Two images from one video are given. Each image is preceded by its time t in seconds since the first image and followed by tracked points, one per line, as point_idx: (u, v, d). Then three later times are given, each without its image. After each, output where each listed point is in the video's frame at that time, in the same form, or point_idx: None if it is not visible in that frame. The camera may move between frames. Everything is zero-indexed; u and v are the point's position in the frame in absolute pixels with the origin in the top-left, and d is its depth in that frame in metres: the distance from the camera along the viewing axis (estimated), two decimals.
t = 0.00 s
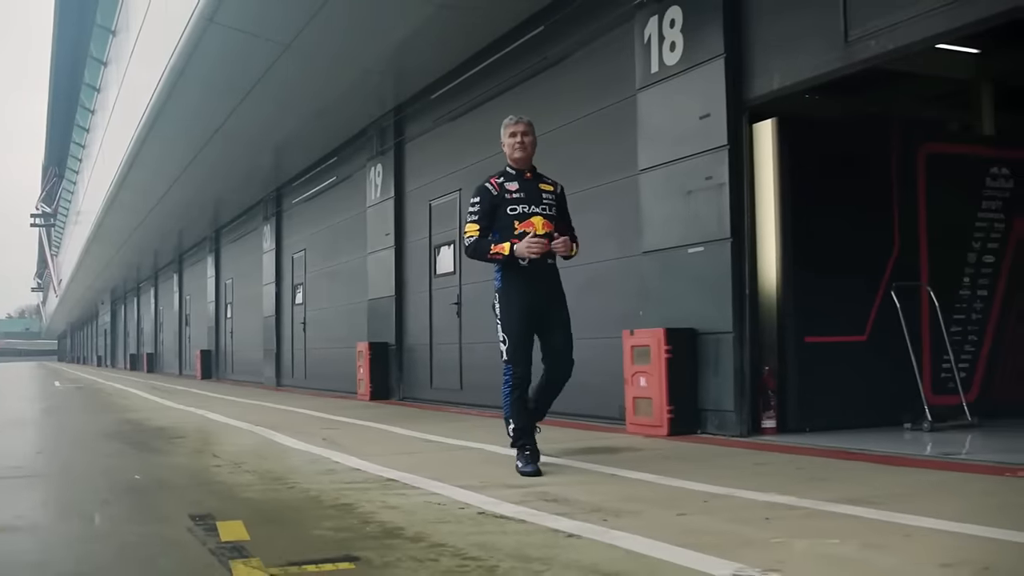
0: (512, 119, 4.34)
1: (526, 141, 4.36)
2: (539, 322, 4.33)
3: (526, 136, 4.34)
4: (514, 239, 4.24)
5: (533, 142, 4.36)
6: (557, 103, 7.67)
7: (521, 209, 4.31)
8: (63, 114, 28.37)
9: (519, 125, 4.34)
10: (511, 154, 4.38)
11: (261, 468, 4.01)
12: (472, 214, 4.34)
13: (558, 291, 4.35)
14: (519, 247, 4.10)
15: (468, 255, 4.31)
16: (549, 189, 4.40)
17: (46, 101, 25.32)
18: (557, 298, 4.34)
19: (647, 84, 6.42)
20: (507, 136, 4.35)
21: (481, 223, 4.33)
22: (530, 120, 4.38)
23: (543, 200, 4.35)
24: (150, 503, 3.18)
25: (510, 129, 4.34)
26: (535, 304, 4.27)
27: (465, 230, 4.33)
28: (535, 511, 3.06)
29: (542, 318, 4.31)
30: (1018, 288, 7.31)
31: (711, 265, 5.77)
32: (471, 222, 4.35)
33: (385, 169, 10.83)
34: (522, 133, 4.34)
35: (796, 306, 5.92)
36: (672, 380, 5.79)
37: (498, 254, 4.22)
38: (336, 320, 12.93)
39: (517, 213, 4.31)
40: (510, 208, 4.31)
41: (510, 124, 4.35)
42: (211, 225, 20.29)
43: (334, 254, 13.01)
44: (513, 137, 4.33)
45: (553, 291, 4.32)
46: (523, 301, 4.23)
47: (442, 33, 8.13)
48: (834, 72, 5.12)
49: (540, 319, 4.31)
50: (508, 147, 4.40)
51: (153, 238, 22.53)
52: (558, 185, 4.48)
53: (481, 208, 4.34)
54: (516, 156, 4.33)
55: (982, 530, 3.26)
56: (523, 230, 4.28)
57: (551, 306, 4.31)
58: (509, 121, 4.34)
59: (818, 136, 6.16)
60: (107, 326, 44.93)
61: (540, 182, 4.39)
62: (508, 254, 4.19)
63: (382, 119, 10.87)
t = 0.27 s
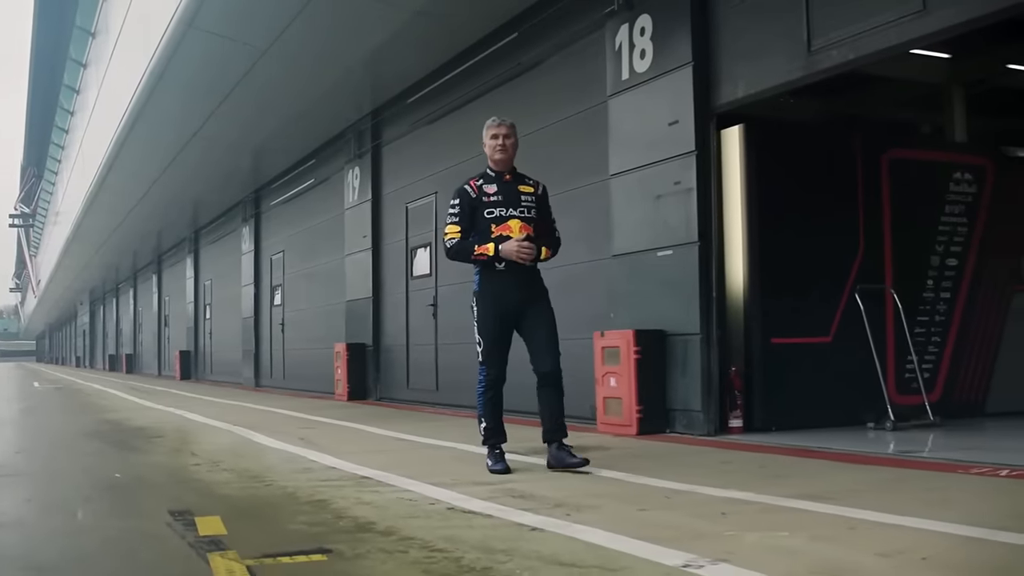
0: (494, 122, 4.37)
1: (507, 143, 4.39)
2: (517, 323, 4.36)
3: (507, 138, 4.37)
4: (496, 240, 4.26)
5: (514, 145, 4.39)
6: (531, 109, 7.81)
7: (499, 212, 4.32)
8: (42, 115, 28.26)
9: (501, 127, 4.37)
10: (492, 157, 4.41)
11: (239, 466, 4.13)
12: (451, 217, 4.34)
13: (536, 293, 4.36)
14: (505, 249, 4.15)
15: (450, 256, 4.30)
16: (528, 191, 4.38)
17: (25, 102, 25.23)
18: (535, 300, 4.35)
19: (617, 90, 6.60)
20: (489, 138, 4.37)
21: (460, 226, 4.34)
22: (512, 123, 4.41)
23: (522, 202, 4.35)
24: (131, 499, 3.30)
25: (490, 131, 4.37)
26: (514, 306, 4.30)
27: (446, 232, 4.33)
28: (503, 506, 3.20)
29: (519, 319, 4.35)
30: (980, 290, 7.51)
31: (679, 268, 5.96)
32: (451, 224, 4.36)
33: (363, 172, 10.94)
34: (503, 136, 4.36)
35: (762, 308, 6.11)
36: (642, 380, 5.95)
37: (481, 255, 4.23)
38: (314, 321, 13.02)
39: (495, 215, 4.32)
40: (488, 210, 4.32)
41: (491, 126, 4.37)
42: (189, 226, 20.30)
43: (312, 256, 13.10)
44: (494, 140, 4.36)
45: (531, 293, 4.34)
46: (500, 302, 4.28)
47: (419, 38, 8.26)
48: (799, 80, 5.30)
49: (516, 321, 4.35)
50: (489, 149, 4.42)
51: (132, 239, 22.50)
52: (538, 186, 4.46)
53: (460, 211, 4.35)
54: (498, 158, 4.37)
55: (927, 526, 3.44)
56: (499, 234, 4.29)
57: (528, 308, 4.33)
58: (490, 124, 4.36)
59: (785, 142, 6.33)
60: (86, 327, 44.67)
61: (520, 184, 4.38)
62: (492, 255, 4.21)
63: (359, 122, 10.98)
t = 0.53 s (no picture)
0: (491, 125, 4.40)
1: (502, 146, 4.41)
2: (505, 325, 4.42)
3: (503, 141, 4.39)
4: (486, 244, 4.30)
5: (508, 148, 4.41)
6: (506, 113, 7.93)
7: (491, 216, 4.35)
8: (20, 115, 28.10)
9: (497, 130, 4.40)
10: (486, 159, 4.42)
11: (216, 464, 4.23)
12: (444, 220, 4.39)
13: (525, 295, 4.40)
14: (495, 253, 4.22)
15: (441, 259, 4.36)
16: (522, 195, 4.41)
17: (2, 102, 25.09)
18: (523, 302, 4.38)
19: (589, 95, 6.79)
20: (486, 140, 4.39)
21: (453, 229, 4.39)
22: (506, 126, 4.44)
23: (514, 206, 4.38)
24: (110, 495, 3.40)
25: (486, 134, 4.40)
26: (498, 309, 4.36)
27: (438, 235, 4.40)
28: (472, 501, 3.33)
29: (506, 322, 4.40)
30: (946, 291, 7.63)
31: (649, 269, 6.12)
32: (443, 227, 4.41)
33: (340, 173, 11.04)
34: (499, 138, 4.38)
35: (731, 310, 6.29)
36: (613, 379, 6.11)
37: (470, 259, 4.29)
38: (292, 322, 13.08)
39: (486, 219, 4.35)
40: (480, 214, 4.36)
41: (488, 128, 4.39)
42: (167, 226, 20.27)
43: (289, 257, 13.17)
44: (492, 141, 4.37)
45: (518, 296, 4.37)
46: (485, 306, 4.35)
47: (396, 42, 8.37)
48: (763, 86, 5.45)
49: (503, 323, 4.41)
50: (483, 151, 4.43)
51: (111, 239, 22.43)
52: (534, 190, 4.49)
53: (452, 214, 4.40)
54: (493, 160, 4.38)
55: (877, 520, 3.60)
56: (490, 238, 4.33)
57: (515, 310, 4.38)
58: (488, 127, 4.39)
59: (752, 147, 6.50)
60: (64, 327, 44.37)
61: (514, 188, 4.40)
62: (481, 259, 4.27)
63: (337, 124, 11.07)
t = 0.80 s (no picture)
0: (497, 119, 4.34)
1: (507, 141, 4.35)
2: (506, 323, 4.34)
3: (509, 136, 4.33)
4: (489, 236, 4.22)
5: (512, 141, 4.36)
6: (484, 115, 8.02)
7: (493, 209, 4.28)
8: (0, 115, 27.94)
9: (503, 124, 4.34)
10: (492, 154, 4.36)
11: (195, 463, 4.30)
12: (447, 212, 4.33)
13: (527, 292, 4.32)
14: (498, 244, 4.13)
15: (444, 251, 4.28)
16: (526, 189, 4.34)
17: None
18: (524, 300, 4.31)
19: (565, 98, 6.96)
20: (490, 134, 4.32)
21: (455, 221, 4.32)
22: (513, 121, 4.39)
23: (518, 200, 4.30)
24: (91, 493, 3.46)
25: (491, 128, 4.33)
26: (500, 304, 4.28)
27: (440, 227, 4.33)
28: (445, 499, 3.41)
29: (507, 319, 4.33)
30: (918, 292, 7.72)
31: (623, 270, 6.29)
32: (446, 219, 4.34)
33: (320, 175, 11.11)
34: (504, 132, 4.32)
35: (705, 310, 6.42)
36: (587, 379, 6.25)
37: (472, 250, 4.21)
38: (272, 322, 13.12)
39: (489, 212, 4.27)
40: (483, 206, 4.28)
41: (494, 122, 4.33)
42: (148, 227, 20.23)
43: (270, 257, 13.21)
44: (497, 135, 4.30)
45: (521, 293, 4.30)
46: (487, 300, 4.26)
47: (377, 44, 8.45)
48: (734, 91, 5.61)
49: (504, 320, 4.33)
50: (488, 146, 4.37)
51: (91, 240, 22.36)
52: (538, 186, 4.42)
53: (456, 206, 4.33)
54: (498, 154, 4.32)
55: (837, 517, 3.74)
56: (493, 230, 4.23)
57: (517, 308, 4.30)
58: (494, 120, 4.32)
59: (725, 149, 6.62)
60: (44, 327, 44.09)
61: (517, 182, 4.34)
62: (484, 250, 4.17)
63: (316, 125, 11.14)
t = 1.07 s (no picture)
0: (498, 120, 4.36)
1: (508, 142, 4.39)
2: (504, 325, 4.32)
3: (509, 138, 4.36)
4: (490, 235, 4.23)
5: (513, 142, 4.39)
6: (459, 118, 8.10)
7: (493, 208, 4.30)
8: None
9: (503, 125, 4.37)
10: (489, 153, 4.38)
11: (172, 462, 4.36)
12: (445, 209, 4.31)
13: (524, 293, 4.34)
14: (498, 244, 4.14)
15: (441, 248, 4.25)
16: (522, 191, 4.40)
17: None
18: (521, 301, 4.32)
19: (539, 102, 7.13)
20: (490, 135, 4.35)
21: (454, 218, 4.30)
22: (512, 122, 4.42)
23: (516, 201, 4.35)
24: (68, 493, 3.52)
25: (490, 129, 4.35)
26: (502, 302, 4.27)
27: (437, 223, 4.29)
28: (417, 497, 3.50)
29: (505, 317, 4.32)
30: (887, 293, 7.84)
31: (596, 272, 6.49)
32: (444, 216, 4.31)
33: (296, 176, 11.16)
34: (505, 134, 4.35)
35: (677, 311, 6.54)
36: (560, 380, 6.40)
37: (472, 248, 4.20)
38: (250, 323, 13.13)
39: (489, 211, 4.29)
40: (483, 205, 4.29)
41: (494, 122, 4.35)
42: (125, 227, 20.15)
43: (247, 258, 13.23)
44: (498, 137, 4.34)
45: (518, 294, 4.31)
46: (492, 298, 4.24)
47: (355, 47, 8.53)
48: (705, 95, 5.76)
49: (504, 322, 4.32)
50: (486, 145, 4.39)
51: (68, 240, 22.23)
52: (531, 190, 4.49)
53: (454, 203, 4.32)
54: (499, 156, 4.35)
55: (798, 513, 3.87)
56: (492, 229, 4.26)
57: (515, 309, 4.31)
58: (494, 121, 4.35)
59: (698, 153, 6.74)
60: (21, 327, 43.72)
61: (515, 184, 4.39)
62: (484, 249, 4.19)
63: (293, 127, 11.19)
